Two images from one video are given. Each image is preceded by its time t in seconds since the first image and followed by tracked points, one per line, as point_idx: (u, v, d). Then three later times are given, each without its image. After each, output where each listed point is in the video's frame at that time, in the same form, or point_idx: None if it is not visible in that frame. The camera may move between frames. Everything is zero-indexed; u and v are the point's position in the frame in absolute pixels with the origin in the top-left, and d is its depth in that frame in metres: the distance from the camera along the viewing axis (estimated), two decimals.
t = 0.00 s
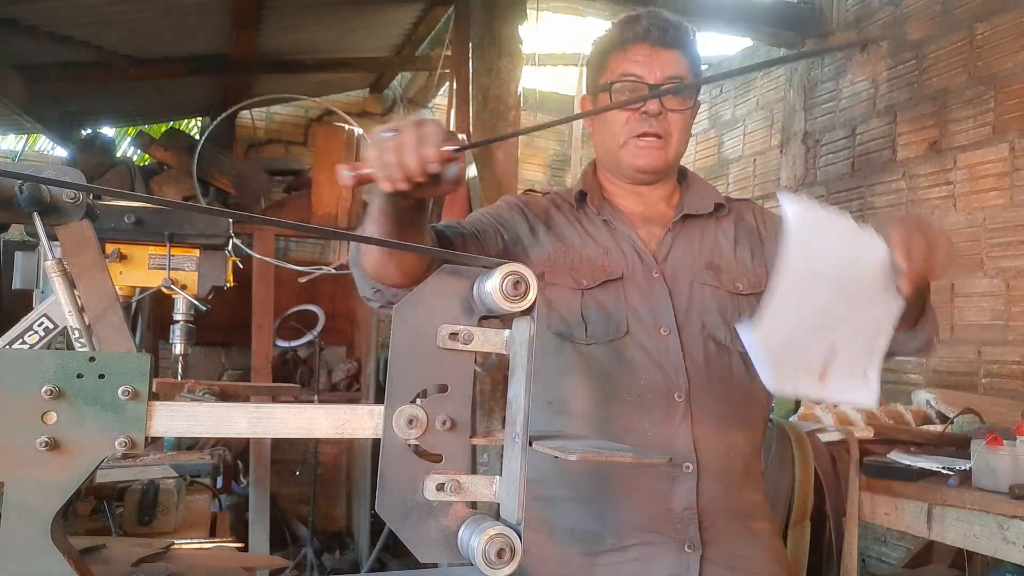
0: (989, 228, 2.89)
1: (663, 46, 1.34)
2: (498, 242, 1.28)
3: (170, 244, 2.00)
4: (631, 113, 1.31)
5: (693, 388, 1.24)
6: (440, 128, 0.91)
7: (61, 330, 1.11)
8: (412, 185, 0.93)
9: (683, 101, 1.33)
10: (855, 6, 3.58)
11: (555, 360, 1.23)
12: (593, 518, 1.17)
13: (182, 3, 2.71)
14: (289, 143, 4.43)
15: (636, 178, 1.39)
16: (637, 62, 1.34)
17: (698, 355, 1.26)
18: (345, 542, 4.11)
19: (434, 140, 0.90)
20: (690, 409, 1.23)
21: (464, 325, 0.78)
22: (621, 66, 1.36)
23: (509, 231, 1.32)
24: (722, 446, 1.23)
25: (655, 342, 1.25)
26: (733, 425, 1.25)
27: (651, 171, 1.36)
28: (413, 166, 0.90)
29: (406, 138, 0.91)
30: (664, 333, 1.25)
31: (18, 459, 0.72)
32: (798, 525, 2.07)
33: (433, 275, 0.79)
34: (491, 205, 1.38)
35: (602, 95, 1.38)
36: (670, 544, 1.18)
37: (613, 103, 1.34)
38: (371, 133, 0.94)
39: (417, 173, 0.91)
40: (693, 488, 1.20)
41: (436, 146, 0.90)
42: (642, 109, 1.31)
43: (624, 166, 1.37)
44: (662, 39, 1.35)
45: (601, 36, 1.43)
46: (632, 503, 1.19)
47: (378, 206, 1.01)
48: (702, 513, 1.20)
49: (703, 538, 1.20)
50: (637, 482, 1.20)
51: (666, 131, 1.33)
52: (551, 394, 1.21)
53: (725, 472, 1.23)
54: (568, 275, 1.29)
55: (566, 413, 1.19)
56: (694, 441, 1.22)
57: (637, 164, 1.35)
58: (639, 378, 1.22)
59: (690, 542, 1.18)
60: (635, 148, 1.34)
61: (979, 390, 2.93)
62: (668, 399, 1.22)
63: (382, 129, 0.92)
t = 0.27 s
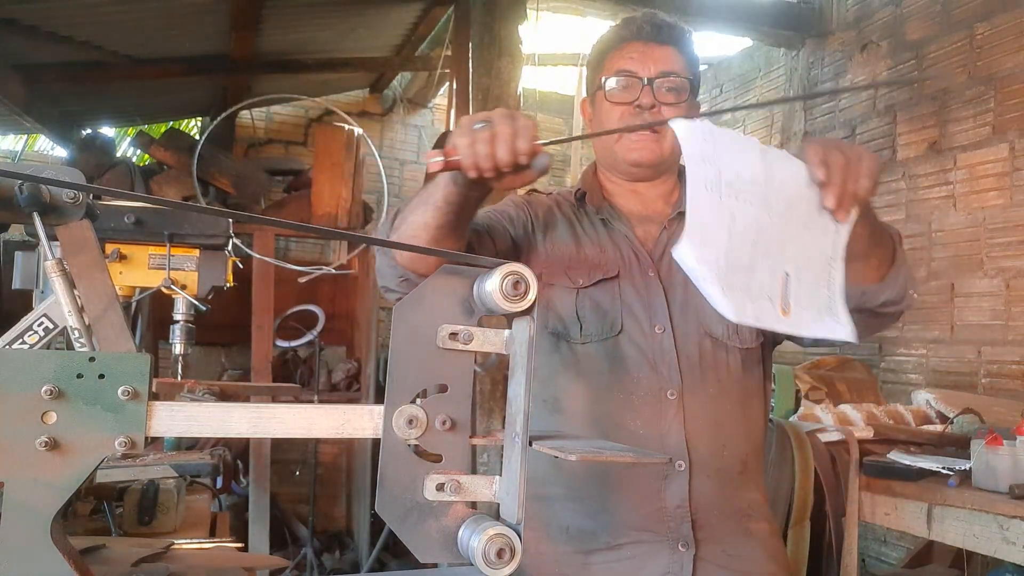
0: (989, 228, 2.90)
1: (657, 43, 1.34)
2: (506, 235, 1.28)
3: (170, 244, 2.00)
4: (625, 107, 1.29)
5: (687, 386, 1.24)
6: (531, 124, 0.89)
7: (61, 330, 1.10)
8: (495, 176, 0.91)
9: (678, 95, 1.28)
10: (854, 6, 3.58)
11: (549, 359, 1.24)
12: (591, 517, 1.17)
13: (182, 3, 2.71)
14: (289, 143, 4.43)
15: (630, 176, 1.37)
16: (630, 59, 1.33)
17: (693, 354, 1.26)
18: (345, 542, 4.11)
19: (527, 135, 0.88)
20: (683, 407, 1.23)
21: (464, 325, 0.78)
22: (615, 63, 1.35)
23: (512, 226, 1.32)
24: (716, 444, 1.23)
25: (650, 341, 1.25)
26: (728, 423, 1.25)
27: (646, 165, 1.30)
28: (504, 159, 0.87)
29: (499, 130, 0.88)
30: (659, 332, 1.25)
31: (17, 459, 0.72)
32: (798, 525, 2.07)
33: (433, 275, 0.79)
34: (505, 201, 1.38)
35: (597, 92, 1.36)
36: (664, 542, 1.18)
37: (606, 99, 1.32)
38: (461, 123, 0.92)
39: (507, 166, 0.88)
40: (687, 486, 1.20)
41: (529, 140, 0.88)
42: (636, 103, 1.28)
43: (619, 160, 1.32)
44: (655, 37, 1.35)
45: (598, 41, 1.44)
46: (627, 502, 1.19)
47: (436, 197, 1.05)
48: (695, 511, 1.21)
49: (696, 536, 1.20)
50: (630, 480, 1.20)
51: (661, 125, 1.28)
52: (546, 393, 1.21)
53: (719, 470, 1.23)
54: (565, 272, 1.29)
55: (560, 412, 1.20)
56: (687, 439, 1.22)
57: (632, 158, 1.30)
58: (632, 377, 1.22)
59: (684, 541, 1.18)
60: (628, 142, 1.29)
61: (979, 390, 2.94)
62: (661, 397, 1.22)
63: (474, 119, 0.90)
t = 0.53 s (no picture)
0: (989, 228, 2.90)
1: (661, 45, 1.34)
2: (508, 229, 1.28)
3: (170, 243, 2.00)
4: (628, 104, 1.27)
5: (688, 384, 1.24)
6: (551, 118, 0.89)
7: (61, 330, 1.10)
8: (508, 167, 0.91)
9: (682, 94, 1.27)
10: (854, 6, 3.58)
11: (552, 357, 1.23)
12: (591, 517, 1.17)
13: (182, 3, 2.71)
14: (289, 143, 4.43)
15: (631, 175, 1.36)
16: (635, 60, 1.33)
17: (695, 351, 1.26)
18: (345, 542, 4.11)
19: (546, 128, 0.88)
20: (684, 404, 1.23)
21: (464, 325, 0.78)
22: (620, 64, 1.35)
23: (515, 223, 1.31)
24: (718, 443, 1.23)
25: (651, 339, 1.25)
26: (729, 421, 1.25)
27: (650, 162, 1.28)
28: (522, 152, 0.87)
29: (517, 122, 0.88)
30: (661, 329, 1.25)
31: (17, 459, 0.72)
32: (798, 525, 2.06)
33: (433, 275, 0.79)
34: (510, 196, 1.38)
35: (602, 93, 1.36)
36: (665, 541, 1.18)
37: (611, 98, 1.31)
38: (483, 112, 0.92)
39: (524, 159, 0.88)
40: (688, 484, 1.20)
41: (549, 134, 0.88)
42: (639, 101, 1.26)
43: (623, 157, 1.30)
44: (659, 39, 1.35)
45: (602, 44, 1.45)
46: (629, 501, 1.19)
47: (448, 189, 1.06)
48: (696, 509, 1.21)
49: (697, 534, 1.20)
50: (632, 478, 1.20)
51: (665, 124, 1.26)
52: (547, 391, 1.21)
53: (720, 468, 1.23)
54: (567, 270, 1.29)
55: (562, 411, 1.20)
56: (689, 437, 1.22)
57: (634, 155, 1.28)
58: (634, 374, 1.22)
59: (686, 539, 1.18)
60: (631, 139, 1.26)
61: (979, 391, 2.94)
62: (663, 395, 1.22)
63: (494, 110, 0.91)
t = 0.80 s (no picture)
0: (989, 228, 2.90)
1: (673, 47, 1.34)
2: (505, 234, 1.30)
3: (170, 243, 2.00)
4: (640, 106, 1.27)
5: (689, 384, 1.24)
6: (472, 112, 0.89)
7: (61, 330, 1.10)
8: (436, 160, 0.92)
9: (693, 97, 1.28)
10: (854, 6, 3.58)
11: (553, 356, 1.23)
12: (591, 517, 1.17)
13: (182, 3, 2.71)
14: (289, 143, 4.43)
15: (642, 175, 1.37)
16: (647, 61, 1.33)
17: (696, 351, 1.26)
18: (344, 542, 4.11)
19: (463, 123, 0.89)
20: (685, 405, 1.23)
21: (464, 325, 0.78)
22: (631, 64, 1.35)
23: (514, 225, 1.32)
24: (719, 443, 1.23)
25: (652, 339, 1.25)
26: (730, 421, 1.25)
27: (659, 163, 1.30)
28: (444, 146, 0.89)
29: (437, 116, 0.89)
30: (663, 329, 1.25)
31: (17, 459, 0.72)
32: (797, 526, 2.06)
33: (433, 275, 0.79)
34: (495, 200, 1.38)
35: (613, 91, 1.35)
36: (665, 541, 1.18)
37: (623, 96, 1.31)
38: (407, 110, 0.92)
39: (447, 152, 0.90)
40: (688, 484, 1.20)
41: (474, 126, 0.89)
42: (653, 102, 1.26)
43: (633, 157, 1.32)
44: (671, 41, 1.35)
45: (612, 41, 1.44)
46: (629, 500, 1.19)
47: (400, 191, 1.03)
48: (696, 508, 1.20)
49: (697, 534, 1.19)
50: (632, 478, 1.20)
51: (676, 124, 1.28)
52: (548, 391, 1.21)
53: (721, 468, 1.23)
54: (568, 269, 1.29)
55: (564, 409, 1.20)
56: (690, 437, 1.22)
57: (646, 155, 1.30)
58: (635, 374, 1.23)
59: (686, 539, 1.18)
60: (643, 138, 1.29)
61: (978, 390, 2.94)
62: (664, 395, 1.22)
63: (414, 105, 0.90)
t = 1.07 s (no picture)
0: (989, 228, 2.90)
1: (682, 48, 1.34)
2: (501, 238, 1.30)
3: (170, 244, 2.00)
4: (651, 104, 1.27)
5: (691, 385, 1.24)
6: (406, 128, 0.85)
7: (61, 330, 1.10)
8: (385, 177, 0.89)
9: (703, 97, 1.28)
10: (854, 7, 3.58)
11: (554, 357, 1.23)
12: (592, 516, 1.17)
13: (183, 3, 2.71)
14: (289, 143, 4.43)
15: (647, 174, 1.37)
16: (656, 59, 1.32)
17: (697, 352, 1.26)
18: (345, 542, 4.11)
19: (401, 138, 0.85)
20: (686, 405, 1.23)
21: (464, 325, 0.78)
22: (640, 61, 1.35)
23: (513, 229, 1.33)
24: (720, 444, 1.23)
25: (653, 339, 1.25)
26: (731, 422, 1.25)
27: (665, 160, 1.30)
28: (384, 163, 0.86)
29: (375, 136, 0.85)
30: (664, 330, 1.25)
31: (17, 459, 0.72)
32: (797, 526, 2.06)
33: (434, 275, 0.79)
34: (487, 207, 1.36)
35: (619, 87, 1.34)
36: (666, 541, 1.18)
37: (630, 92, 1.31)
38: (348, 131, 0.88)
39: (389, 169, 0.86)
40: (690, 485, 1.20)
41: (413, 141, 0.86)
42: (663, 101, 1.27)
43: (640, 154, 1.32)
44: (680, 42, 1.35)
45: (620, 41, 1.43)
46: (629, 501, 1.19)
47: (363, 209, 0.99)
48: (697, 509, 1.20)
49: (698, 535, 1.19)
50: (633, 478, 1.20)
51: (683, 124, 1.29)
52: (549, 391, 1.21)
53: (722, 469, 1.23)
54: (569, 269, 1.29)
55: (565, 409, 1.20)
56: (691, 438, 1.22)
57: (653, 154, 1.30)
58: (636, 374, 1.23)
59: (686, 539, 1.18)
60: (650, 138, 1.30)
61: (978, 391, 2.94)
62: (665, 395, 1.22)
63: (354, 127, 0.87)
